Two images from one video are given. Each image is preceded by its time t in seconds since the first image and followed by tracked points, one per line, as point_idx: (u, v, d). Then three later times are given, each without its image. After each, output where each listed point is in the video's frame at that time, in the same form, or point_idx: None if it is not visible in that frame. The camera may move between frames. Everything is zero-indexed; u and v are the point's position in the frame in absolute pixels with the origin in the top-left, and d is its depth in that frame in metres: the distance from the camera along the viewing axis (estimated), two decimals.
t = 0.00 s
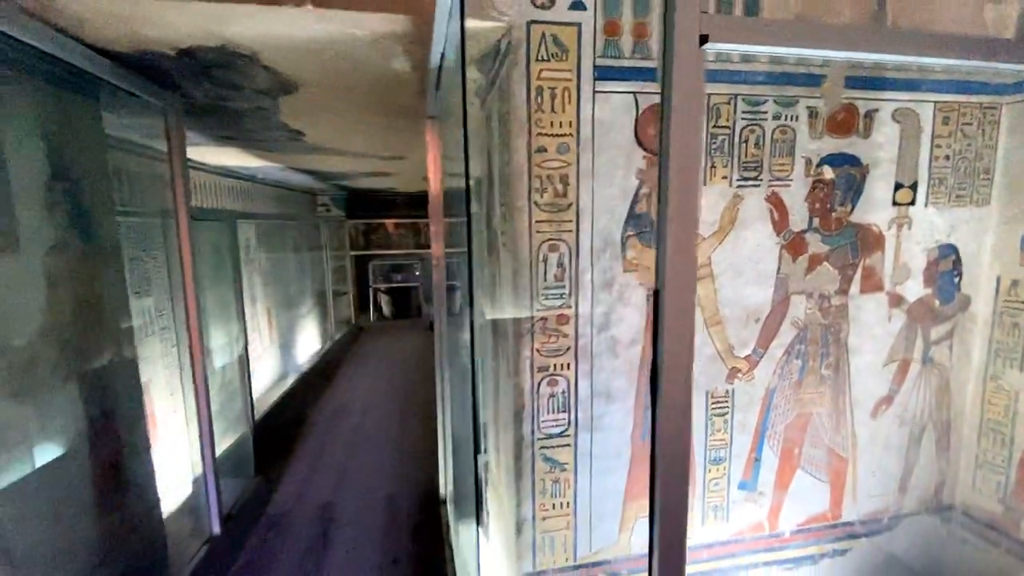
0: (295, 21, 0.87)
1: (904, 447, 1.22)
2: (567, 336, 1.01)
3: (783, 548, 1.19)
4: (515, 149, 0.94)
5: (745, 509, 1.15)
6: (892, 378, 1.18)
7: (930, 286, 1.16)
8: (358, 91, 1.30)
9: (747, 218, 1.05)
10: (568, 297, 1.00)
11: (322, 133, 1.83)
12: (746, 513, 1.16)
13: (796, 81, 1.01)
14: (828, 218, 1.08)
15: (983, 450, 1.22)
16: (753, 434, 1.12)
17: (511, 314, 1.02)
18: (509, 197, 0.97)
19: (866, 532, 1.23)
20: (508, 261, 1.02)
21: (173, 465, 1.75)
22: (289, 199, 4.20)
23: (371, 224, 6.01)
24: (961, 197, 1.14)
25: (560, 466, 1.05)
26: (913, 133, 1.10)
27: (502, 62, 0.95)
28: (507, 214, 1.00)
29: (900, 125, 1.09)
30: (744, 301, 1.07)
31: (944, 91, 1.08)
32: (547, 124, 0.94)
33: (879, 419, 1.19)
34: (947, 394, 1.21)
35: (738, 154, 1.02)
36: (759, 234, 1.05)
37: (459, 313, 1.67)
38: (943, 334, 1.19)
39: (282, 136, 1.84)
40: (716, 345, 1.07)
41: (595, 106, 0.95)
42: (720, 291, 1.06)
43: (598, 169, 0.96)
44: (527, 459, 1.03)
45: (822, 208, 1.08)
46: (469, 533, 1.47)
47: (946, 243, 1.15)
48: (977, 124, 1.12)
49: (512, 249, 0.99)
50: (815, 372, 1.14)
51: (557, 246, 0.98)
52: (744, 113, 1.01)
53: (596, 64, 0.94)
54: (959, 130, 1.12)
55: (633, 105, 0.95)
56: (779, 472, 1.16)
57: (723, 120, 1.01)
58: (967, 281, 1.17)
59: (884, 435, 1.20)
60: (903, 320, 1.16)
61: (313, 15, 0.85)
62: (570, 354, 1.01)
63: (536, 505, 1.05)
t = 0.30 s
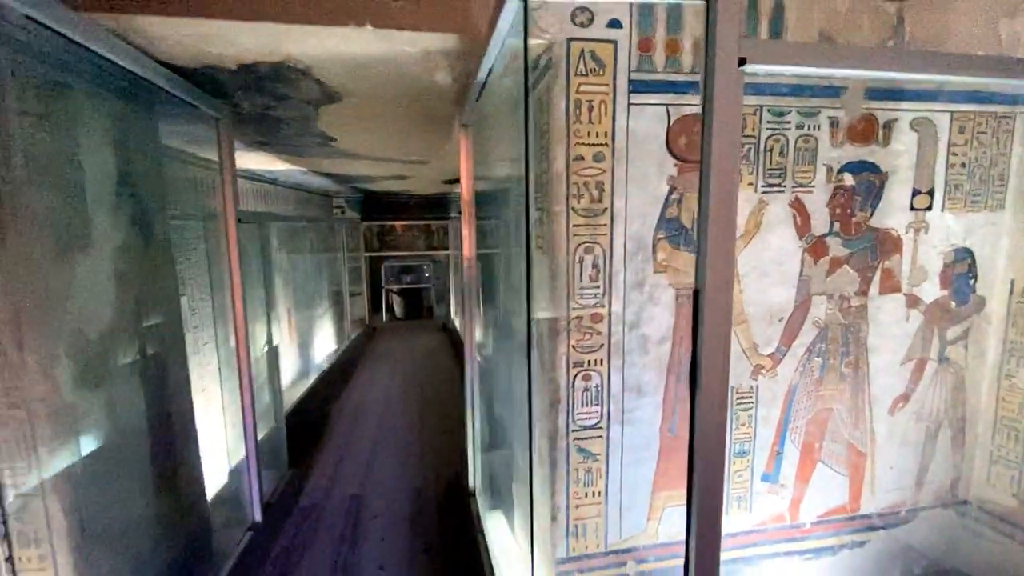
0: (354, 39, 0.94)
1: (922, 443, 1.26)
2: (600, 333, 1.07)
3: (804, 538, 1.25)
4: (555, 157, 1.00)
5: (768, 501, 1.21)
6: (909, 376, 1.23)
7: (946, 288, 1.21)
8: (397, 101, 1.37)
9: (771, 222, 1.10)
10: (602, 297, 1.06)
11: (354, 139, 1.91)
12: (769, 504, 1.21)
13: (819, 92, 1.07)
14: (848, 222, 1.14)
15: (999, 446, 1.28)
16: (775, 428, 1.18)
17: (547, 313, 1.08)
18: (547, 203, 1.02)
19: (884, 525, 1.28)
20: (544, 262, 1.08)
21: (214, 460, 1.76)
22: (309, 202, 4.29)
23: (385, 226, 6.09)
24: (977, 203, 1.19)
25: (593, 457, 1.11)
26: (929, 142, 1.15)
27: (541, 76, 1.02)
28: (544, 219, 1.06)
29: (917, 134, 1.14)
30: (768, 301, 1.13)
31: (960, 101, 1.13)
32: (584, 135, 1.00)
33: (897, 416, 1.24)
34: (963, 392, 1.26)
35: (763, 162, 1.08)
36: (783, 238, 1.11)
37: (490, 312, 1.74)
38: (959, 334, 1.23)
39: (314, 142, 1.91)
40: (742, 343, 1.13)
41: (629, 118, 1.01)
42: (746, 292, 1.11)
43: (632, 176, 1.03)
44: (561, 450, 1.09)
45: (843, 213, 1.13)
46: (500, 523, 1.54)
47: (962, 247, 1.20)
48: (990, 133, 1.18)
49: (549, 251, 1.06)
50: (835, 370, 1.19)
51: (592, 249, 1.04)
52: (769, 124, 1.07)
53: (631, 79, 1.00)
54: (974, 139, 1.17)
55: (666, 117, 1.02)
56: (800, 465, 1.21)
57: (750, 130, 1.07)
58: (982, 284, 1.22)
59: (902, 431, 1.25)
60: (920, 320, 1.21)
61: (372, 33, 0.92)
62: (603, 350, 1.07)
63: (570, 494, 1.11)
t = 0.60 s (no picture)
0: (421, 59, 1.06)
1: (937, 428, 1.35)
2: (638, 322, 1.17)
3: (825, 516, 1.33)
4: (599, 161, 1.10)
5: (791, 480, 1.30)
6: (924, 365, 1.32)
7: (959, 282, 1.29)
8: (444, 111, 1.49)
9: (794, 221, 1.20)
10: (640, 288, 1.15)
11: (394, 145, 2.03)
12: (792, 483, 1.30)
13: (840, 101, 1.17)
14: (867, 221, 1.23)
15: (1009, 431, 1.37)
16: (799, 412, 1.27)
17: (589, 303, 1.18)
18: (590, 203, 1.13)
19: (901, 505, 1.36)
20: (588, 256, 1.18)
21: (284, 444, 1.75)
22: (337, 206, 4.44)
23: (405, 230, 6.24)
24: (987, 202, 1.28)
25: (630, 436, 1.21)
26: (942, 147, 1.24)
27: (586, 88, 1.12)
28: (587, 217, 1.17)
29: (931, 139, 1.24)
30: (791, 294, 1.22)
31: (970, 109, 1.23)
32: (625, 141, 1.11)
33: (913, 402, 1.33)
34: (976, 380, 1.34)
35: (787, 165, 1.18)
36: (806, 235, 1.21)
37: (523, 307, 1.85)
38: (972, 325, 1.32)
39: (354, 148, 2.03)
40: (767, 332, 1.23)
41: (665, 126, 1.12)
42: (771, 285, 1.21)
43: (667, 177, 1.14)
44: (601, 429, 1.19)
45: (861, 212, 1.22)
46: (537, 504, 1.64)
47: (975, 244, 1.29)
48: (999, 138, 1.27)
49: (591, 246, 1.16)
50: (854, 358, 1.28)
51: (630, 245, 1.14)
52: (793, 130, 1.17)
53: (667, 90, 1.11)
54: (984, 144, 1.26)
55: (699, 125, 1.13)
56: (822, 447, 1.30)
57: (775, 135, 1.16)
58: (994, 278, 1.31)
59: (917, 417, 1.34)
60: (935, 312, 1.29)
61: (438, 55, 1.04)
62: (640, 337, 1.17)
63: (609, 470, 1.21)
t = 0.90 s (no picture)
0: (467, 75, 1.17)
1: (944, 412, 1.45)
2: (665, 314, 1.27)
3: (839, 496, 1.42)
4: (629, 167, 1.20)
5: (808, 462, 1.39)
6: (931, 354, 1.41)
7: (963, 276, 1.39)
8: (478, 120, 1.58)
9: (808, 220, 1.29)
10: (666, 283, 1.25)
11: (421, 151, 2.12)
12: (808, 465, 1.39)
13: (850, 109, 1.26)
14: (876, 219, 1.32)
15: (1011, 414, 1.46)
16: (814, 397, 1.36)
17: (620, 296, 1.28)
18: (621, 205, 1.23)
19: (910, 485, 1.45)
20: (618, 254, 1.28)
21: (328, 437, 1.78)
22: (356, 210, 4.53)
23: (416, 232, 6.35)
24: (988, 201, 1.38)
25: (658, 420, 1.30)
26: (945, 151, 1.34)
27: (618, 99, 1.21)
28: (617, 218, 1.27)
29: (935, 143, 1.33)
30: (806, 288, 1.32)
31: (971, 115, 1.32)
32: (653, 148, 1.21)
33: (920, 388, 1.42)
34: (979, 367, 1.44)
35: (801, 169, 1.27)
36: (819, 233, 1.30)
37: (550, 303, 1.95)
38: (975, 316, 1.41)
39: (383, 154, 2.13)
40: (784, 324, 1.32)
41: (690, 134, 1.22)
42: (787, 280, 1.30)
43: (692, 181, 1.23)
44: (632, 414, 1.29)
45: (870, 212, 1.32)
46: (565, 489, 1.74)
47: (977, 240, 1.38)
48: (998, 141, 1.36)
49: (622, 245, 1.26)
50: (865, 347, 1.37)
51: (658, 243, 1.24)
52: (807, 136, 1.26)
53: (692, 101, 1.20)
54: (984, 147, 1.36)
55: (720, 132, 1.23)
56: (836, 430, 1.39)
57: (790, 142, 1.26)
58: (995, 272, 1.40)
59: (925, 402, 1.43)
60: (940, 304, 1.39)
61: (483, 72, 1.15)
62: (667, 329, 1.27)
63: (638, 451, 1.30)
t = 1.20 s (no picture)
0: (507, 82, 1.22)
1: (966, 406, 1.48)
2: (695, 311, 1.31)
3: (864, 488, 1.46)
4: (662, 169, 1.25)
5: (833, 454, 1.43)
6: (954, 349, 1.45)
7: (985, 273, 1.43)
8: (508, 125, 1.63)
9: (834, 219, 1.34)
10: (697, 281, 1.30)
11: (445, 154, 2.17)
12: (833, 457, 1.43)
13: (876, 112, 1.31)
14: (900, 218, 1.36)
15: None
16: (840, 391, 1.40)
17: (652, 294, 1.33)
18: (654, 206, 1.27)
19: (933, 477, 1.49)
20: (650, 252, 1.32)
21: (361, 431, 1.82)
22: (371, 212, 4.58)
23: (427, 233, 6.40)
24: (1009, 200, 1.42)
25: (688, 413, 1.34)
26: (967, 151, 1.38)
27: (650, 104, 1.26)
28: (649, 218, 1.31)
29: (957, 144, 1.37)
30: (831, 285, 1.36)
31: (993, 116, 1.36)
32: (684, 151, 1.25)
33: (943, 382, 1.46)
34: (1001, 362, 1.48)
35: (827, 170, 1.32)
36: (845, 232, 1.34)
37: (575, 302, 2.00)
38: (997, 311, 1.45)
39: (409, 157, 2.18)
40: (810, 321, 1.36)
41: (720, 137, 1.26)
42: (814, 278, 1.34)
43: (722, 182, 1.28)
44: (664, 408, 1.33)
45: (894, 211, 1.36)
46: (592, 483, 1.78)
47: (998, 238, 1.42)
48: (1018, 142, 1.40)
49: (654, 244, 1.30)
50: (890, 343, 1.41)
51: (689, 243, 1.28)
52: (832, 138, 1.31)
53: (723, 105, 1.25)
54: (1005, 147, 1.40)
55: (750, 135, 1.27)
56: (861, 423, 1.43)
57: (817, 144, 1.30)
58: (1016, 269, 1.44)
59: (947, 396, 1.47)
60: (962, 301, 1.43)
61: (522, 79, 1.20)
62: (697, 325, 1.32)
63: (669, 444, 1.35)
